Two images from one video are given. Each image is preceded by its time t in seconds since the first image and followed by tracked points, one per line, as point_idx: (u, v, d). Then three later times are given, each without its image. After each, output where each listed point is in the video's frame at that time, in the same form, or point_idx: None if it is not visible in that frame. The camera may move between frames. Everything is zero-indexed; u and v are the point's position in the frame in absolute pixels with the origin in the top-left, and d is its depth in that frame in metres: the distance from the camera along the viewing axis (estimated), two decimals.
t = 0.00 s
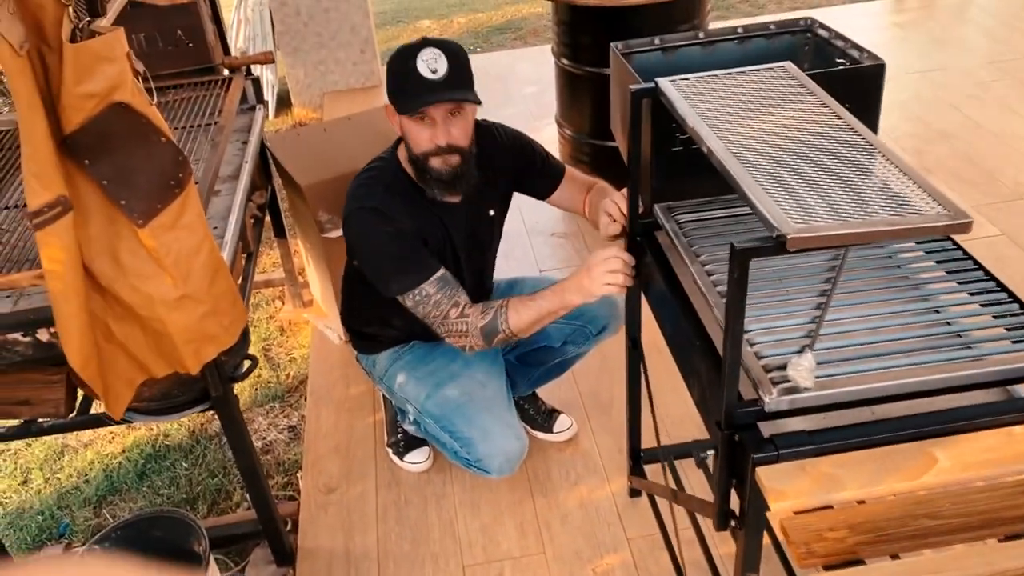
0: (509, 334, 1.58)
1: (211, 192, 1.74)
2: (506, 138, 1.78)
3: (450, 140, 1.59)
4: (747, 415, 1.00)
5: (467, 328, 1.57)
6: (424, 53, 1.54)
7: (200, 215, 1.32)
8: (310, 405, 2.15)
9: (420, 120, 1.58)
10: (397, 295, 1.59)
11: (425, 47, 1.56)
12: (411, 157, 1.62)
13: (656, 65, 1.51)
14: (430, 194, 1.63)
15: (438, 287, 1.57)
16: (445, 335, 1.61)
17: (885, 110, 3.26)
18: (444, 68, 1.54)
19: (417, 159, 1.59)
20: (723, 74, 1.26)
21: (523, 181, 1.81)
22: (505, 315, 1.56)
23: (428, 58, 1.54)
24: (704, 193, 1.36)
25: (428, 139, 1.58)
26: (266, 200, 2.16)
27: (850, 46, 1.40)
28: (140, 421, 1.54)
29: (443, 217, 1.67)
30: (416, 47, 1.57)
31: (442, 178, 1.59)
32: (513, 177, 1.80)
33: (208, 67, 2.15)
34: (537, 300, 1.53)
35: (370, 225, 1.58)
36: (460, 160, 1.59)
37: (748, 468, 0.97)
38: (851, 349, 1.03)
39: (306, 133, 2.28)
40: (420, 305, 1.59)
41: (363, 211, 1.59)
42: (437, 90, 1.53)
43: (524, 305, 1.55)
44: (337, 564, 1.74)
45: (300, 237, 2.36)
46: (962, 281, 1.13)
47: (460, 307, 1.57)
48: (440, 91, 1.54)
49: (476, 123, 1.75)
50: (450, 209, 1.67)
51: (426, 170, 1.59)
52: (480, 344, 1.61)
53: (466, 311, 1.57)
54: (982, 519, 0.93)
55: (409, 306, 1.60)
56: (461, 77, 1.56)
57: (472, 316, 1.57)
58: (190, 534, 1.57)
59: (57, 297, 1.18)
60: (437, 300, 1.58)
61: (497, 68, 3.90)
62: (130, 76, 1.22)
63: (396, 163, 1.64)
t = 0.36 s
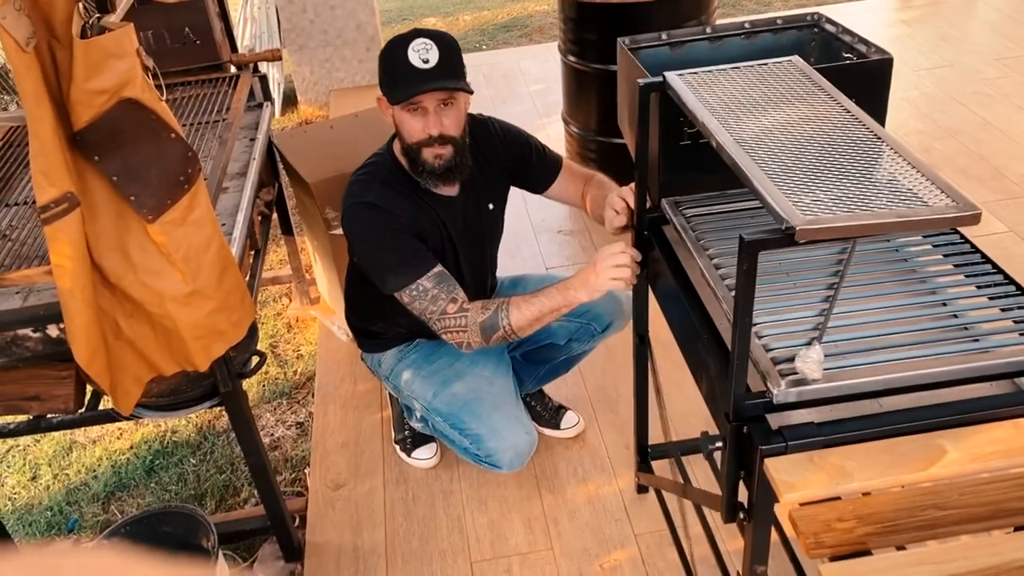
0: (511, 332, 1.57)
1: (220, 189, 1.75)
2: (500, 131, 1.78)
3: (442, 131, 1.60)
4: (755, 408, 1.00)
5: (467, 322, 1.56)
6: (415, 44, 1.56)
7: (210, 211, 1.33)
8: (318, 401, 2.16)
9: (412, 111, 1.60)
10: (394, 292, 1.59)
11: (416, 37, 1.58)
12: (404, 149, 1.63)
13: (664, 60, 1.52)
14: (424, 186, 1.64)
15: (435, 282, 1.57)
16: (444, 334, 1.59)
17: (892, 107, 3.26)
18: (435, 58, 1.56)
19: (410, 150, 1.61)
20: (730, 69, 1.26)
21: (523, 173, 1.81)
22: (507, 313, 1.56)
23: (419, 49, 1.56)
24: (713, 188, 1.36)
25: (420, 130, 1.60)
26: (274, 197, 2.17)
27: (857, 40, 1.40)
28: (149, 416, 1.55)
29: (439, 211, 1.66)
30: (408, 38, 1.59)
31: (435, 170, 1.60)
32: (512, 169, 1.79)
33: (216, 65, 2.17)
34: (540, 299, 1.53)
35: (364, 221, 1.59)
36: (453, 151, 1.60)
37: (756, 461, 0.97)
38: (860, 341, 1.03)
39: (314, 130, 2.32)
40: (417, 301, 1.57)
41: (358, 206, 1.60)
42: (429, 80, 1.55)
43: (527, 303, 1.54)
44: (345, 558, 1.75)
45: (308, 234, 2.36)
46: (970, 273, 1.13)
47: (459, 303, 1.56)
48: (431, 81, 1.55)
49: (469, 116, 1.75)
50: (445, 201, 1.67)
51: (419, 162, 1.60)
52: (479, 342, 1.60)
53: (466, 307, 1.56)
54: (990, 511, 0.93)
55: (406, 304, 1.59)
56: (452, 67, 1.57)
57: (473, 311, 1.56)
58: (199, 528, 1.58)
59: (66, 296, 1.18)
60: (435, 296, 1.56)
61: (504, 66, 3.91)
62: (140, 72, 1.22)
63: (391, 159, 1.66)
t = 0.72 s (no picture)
0: (459, 348, 1.62)
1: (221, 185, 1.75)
2: (492, 121, 1.78)
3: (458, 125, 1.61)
4: (754, 404, 1.00)
5: (418, 333, 1.61)
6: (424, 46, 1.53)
7: (210, 207, 1.34)
8: (320, 397, 2.16)
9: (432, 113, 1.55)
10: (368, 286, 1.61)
11: (415, 37, 1.53)
12: (411, 149, 1.60)
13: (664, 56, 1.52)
14: (432, 178, 1.64)
15: (399, 286, 1.60)
16: (397, 336, 1.64)
17: (894, 103, 3.25)
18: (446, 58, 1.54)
19: (427, 149, 1.59)
20: (731, 65, 1.26)
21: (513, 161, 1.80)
22: (459, 327, 1.60)
23: (429, 51, 1.53)
24: (714, 184, 1.36)
25: (441, 129, 1.57)
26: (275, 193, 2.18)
27: (858, 37, 1.41)
28: (151, 412, 1.55)
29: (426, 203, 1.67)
30: (405, 39, 1.54)
31: (454, 162, 1.62)
32: (504, 161, 1.79)
33: (218, 61, 2.16)
34: (491, 317, 1.57)
35: (351, 210, 1.59)
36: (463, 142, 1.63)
37: (756, 457, 0.98)
38: (860, 338, 1.03)
39: (316, 128, 2.29)
40: (380, 300, 1.61)
41: (345, 195, 1.60)
42: (449, 82, 1.54)
43: (481, 322, 1.59)
44: (347, 553, 1.75)
45: (309, 230, 2.37)
46: (971, 270, 1.13)
47: (415, 312, 1.61)
48: (446, 83, 1.54)
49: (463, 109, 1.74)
50: (433, 194, 1.68)
51: (437, 158, 1.60)
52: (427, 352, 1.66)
53: (419, 320, 1.60)
54: (989, 507, 0.93)
55: (370, 299, 1.62)
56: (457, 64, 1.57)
57: (424, 326, 1.60)
58: (201, 524, 1.58)
59: (69, 289, 1.19)
60: (394, 300, 1.61)
61: (506, 62, 3.90)
62: (141, 69, 1.22)
63: (382, 149, 1.65)
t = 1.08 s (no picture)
0: (483, 312, 1.56)
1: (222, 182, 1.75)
2: (485, 116, 1.77)
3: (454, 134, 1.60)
4: (756, 399, 1.00)
5: (442, 309, 1.58)
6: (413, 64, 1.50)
7: (212, 203, 1.34)
8: (322, 394, 2.16)
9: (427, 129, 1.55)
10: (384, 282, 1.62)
11: (403, 55, 1.51)
12: (409, 160, 1.60)
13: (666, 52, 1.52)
14: (428, 184, 1.65)
15: (415, 271, 1.60)
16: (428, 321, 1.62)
17: (896, 99, 3.25)
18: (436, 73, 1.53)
19: (423, 160, 1.59)
20: (733, 61, 1.25)
21: (509, 158, 1.79)
22: (478, 293, 1.56)
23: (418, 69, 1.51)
24: (715, 180, 1.36)
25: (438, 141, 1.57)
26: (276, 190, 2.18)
27: (860, 33, 1.40)
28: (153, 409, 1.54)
29: (426, 203, 1.68)
30: (392, 57, 1.52)
31: (452, 167, 1.63)
32: (500, 157, 1.79)
33: (218, 58, 2.15)
34: (503, 276, 1.52)
35: (353, 214, 1.60)
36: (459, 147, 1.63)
37: (757, 454, 0.98)
38: (862, 334, 1.03)
39: (317, 124, 2.31)
40: (401, 291, 1.61)
41: (344, 198, 1.62)
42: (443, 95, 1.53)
43: (496, 280, 1.54)
44: (349, 550, 1.76)
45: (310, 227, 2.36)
46: (973, 266, 1.12)
47: (436, 291, 1.59)
48: (437, 99, 1.53)
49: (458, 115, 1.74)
50: (433, 195, 1.68)
51: (436, 167, 1.61)
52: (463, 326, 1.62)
53: (439, 293, 1.58)
54: (991, 503, 0.93)
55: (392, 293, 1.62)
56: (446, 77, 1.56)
57: (444, 300, 1.57)
58: (203, 521, 1.59)
59: (54, 297, 1.19)
60: (414, 285, 1.60)
61: (508, 59, 3.90)
62: (141, 65, 1.22)
63: (376, 153, 1.66)
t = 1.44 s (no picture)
0: (489, 326, 1.60)
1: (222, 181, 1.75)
2: (484, 117, 1.77)
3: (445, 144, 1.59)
4: (755, 396, 1.00)
5: (447, 322, 1.60)
6: (401, 71, 1.51)
7: (211, 201, 1.34)
8: (322, 392, 2.16)
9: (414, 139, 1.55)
10: (384, 291, 1.62)
11: (394, 61, 1.52)
12: (402, 167, 1.61)
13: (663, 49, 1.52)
14: (423, 193, 1.65)
15: (417, 283, 1.61)
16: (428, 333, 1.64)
17: (896, 95, 3.24)
18: (424, 81, 1.52)
19: (413, 169, 1.60)
20: (733, 58, 1.25)
21: (508, 156, 1.79)
22: (486, 309, 1.59)
23: (406, 76, 1.51)
24: (715, 177, 1.36)
25: (426, 151, 1.57)
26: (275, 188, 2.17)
27: (859, 29, 1.41)
28: (153, 407, 1.54)
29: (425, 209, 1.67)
30: (383, 61, 1.52)
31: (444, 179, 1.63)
32: (501, 155, 1.78)
33: (218, 57, 2.16)
34: (515, 294, 1.55)
35: (355, 222, 1.60)
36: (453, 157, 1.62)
37: (757, 451, 0.98)
38: (861, 330, 1.03)
39: (316, 121, 2.29)
40: (401, 302, 1.62)
41: (346, 209, 1.61)
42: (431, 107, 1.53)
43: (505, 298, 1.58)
44: (349, 547, 1.76)
45: (310, 225, 2.36)
46: (972, 262, 1.12)
47: (439, 304, 1.60)
48: (424, 107, 1.53)
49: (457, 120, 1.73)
50: (433, 201, 1.67)
51: (425, 177, 1.61)
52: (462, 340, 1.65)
53: (444, 307, 1.60)
54: (990, 499, 0.93)
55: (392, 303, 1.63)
56: (438, 85, 1.55)
57: (450, 313, 1.59)
58: (204, 519, 1.59)
59: (49, 292, 1.19)
60: (415, 297, 1.61)
61: (508, 56, 3.90)
62: (140, 63, 1.22)
63: (375, 162, 1.65)
